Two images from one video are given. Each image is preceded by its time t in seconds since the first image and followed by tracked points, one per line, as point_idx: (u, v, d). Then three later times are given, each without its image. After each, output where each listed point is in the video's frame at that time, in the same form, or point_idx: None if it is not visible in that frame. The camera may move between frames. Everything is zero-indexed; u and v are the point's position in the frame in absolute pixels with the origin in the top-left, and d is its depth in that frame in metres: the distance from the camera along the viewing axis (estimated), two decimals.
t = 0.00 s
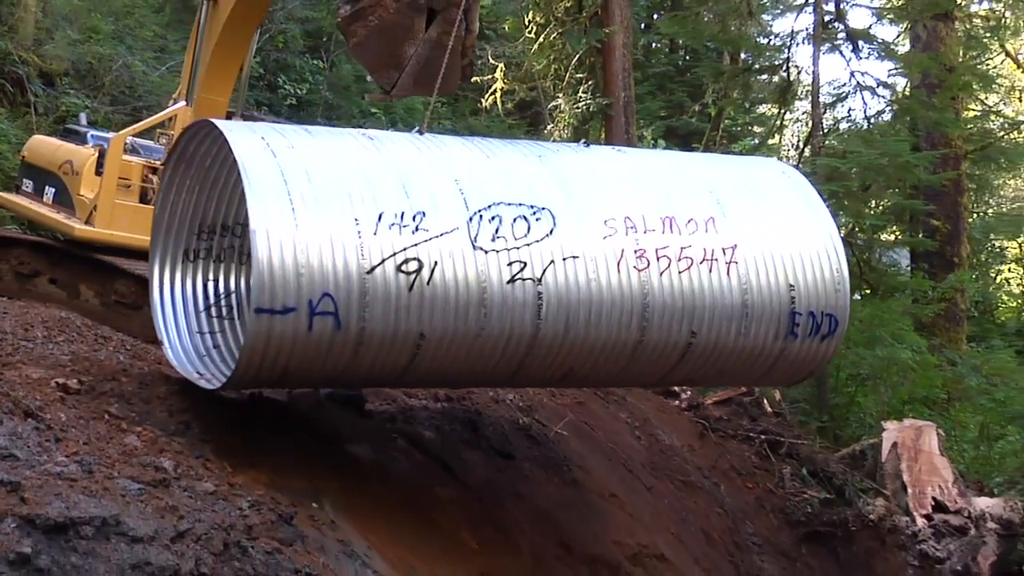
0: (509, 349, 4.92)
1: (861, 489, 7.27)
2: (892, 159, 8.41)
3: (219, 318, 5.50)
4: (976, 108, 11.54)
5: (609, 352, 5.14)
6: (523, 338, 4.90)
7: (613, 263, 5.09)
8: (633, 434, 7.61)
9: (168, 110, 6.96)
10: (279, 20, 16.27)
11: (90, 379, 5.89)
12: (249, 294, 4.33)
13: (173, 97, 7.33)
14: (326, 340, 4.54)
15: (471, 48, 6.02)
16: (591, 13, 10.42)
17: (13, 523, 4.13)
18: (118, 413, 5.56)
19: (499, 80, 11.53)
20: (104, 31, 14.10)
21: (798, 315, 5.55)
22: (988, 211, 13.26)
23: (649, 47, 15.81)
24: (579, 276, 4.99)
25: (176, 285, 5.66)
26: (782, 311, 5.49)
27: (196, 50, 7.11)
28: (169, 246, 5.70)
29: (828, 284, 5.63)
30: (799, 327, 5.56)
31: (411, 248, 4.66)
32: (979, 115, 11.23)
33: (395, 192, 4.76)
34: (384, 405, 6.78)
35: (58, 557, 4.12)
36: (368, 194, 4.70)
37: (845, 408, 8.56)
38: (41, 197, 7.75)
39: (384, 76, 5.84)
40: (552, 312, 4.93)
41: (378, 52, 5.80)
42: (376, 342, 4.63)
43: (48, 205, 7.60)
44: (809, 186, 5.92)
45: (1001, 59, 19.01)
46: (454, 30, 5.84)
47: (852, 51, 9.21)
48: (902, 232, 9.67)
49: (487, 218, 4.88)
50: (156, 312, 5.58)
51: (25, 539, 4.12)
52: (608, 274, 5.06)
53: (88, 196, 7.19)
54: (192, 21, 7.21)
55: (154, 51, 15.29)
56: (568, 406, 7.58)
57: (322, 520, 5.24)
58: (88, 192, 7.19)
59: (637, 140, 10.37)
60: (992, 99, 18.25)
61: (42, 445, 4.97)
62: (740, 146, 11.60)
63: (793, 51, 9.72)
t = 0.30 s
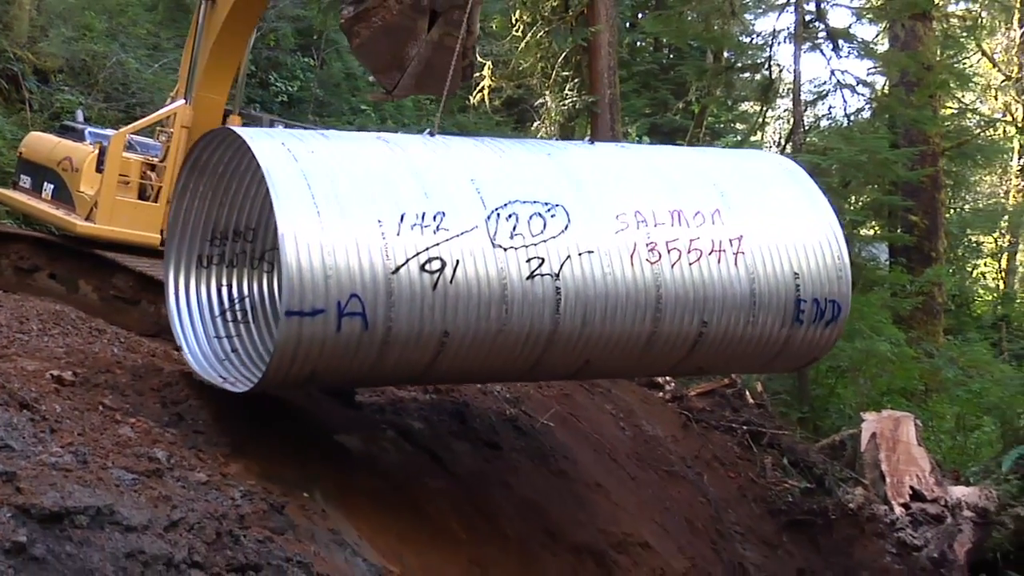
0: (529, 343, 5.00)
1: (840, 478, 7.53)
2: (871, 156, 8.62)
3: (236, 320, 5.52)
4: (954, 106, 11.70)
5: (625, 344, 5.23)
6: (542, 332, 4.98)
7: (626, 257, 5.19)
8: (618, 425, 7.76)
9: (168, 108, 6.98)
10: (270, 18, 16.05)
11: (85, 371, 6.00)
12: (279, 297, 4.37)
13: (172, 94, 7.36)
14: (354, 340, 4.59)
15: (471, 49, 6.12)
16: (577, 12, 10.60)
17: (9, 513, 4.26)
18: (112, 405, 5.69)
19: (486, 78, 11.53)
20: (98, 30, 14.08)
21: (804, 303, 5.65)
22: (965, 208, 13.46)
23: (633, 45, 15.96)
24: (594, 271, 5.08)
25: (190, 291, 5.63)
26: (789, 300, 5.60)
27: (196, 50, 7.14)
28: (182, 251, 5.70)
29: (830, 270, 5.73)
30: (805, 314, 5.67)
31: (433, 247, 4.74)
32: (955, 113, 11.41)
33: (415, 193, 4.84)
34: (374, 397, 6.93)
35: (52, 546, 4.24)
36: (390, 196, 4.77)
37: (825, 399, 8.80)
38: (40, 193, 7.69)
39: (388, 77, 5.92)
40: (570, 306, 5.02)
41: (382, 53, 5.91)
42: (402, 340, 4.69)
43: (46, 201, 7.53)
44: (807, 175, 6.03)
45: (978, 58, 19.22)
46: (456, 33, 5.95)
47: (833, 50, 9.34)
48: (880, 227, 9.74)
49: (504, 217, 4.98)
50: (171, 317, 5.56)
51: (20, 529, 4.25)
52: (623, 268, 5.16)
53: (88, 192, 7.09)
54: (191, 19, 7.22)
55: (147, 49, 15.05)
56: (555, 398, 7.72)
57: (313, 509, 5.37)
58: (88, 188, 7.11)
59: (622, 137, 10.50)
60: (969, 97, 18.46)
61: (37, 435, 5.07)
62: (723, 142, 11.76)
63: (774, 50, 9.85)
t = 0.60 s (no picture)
0: (546, 340, 5.11)
1: (821, 469, 7.65)
2: (852, 154, 8.78)
3: (249, 325, 5.65)
4: (932, 105, 11.90)
5: (637, 338, 5.36)
6: (559, 328, 5.09)
7: (637, 254, 5.31)
8: (604, 417, 7.91)
9: (169, 109, 6.97)
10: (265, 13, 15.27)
11: (80, 364, 6.11)
12: (306, 300, 4.43)
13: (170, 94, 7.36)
14: (379, 340, 4.67)
15: (473, 50, 6.40)
16: (564, 12, 10.75)
17: (6, 503, 4.37)
18: (107, 397, 5.80)
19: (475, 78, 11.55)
20: (92, 28, 13.24)
21: (805, 293, 5.83)
22: (943, 204, 13.67)
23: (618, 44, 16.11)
24: (607, 267, 5.21)
25: (204, 300, 5.72)
26: (792, 291, 5.77)
27: (195, 50, 7.13)
28: (194, 259, 5.80)
29: (829, 260, 5.91)
30: (807, 304, 5.84)
31: (453, 248, 4.84)
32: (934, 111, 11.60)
33: (431, 195, 4.95)
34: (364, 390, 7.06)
35: (49, 535, 4.36)
36: (407, 198, 4.88)
37: (807, 392, 8.96)
38: (40, 190, 7.52)
39: (393, 79, 6.26)
40: (585, 302, 5.13)
41: (387, 56, 6.22)
42: (426, 340, 4.77)
43: (46, 199, 7.39)
44: (801, 169, 6.21)
45: (955, 58, 19.44)
46: (459, 37, 6.27)
47: (815, 50, 9.54)
48: (862, 223, 10.03)
49: (518, 216, 5.10)
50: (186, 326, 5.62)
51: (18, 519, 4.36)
52: (634, 264, 5.28)
53: (90, 190, 6.95)
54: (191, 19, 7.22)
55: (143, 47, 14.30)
56: (542, 390, 7.86)
57: (304, 500, 5.51)
58: (90, 187, 6.99)
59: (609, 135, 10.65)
60: (948, 95, 18.67)
61: (34, 427, 5.16)
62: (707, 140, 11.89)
63: (757, 49, 10.19)
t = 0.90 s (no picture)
0: (557, 340, 5.25)
1: (802, 464, 7.75)
2: (833, 154, 9.12)
3: (261, 328, 5.78)
4: (911, 108, 12.05)
5: (644, 337, 5.52)
6: (570, 328, 5.23)
7: (644, 255, 5.47)
8: (591, 412, 8.06)
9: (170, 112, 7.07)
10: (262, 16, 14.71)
11: (75, 361, 6.22)
12: (330, 302, 4.53)
13: (170, 97, 7.42)
14: (398, 341, 4.78)
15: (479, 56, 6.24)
16: (551, 15, 10.83)
17: (3, 498, 4.48)
18: (103, 393, 5.92)
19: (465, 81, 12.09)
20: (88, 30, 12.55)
21: (804, 293, 6.00)
22: (923, 204, 13.86)
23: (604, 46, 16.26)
24: (617, 269, 5.36)
25: (215, 307, 5.82)
26: (791, 291, 5.95)
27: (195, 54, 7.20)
28: (206, 265, 5.90)
29: (826, 260, 6.09)
30: (805, 303, 6.01)
31: (469, 250, 4.97)
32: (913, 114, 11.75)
33: (446, 198, 5.07)
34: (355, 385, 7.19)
35: (45, 530, 4.47)
36: (423, 202, 4.99)
37: (789, 388, 9.11)
38: (39, 191, 7.61)
39: (398, 85, 6.12)
40: (595, 303, 5.28)
41: (392, 63, 6.11)
42: (443, 340, 4.90)
43: (47, 199, 7.49)
44: (797, 172, 6.40)
45: (934, 61, 19.64)
46: (465, 43, 6.13)
47: (797, 53, 9.74)
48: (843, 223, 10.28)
49: (531, 219, 5.23)
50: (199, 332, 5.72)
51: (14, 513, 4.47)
52: (641, 265, 5.44)
53: (92, 191, 7.07)
54: (189, 23, 7.27)
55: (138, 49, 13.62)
56: (530, 387, 8.00)
57: (297, 494, 5.65)
58: (92, 188, 7.10)
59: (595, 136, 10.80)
60: (927, 98, 18.86)
61: (30, 423, 5.27)
62: (693, 141, 12.00)
63: (741, 53, 10.18)
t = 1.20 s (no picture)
0: (565, 338, 5.35)
1: (786, 455, 8.01)
2: (815, 153, 9.40)
3: (267, 324, 5.85)
4: (891, 108, 12.23)
5: (647, 337, 5.64)
6: (578, 328, 5.34)
7: (649, 257, 5.60)
8: (578, 406, 8.21)
9: (171, 113, 7.16)
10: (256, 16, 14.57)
11: (71, 355, 6.35)
12: (351, 297, 4.60)
13: (169, 97, 7.50)
14: (413, 338, 4.86)
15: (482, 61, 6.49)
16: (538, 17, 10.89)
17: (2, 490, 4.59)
18: (98, 387, 6.04)
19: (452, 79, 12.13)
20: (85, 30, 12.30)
21: (800, 296, 6.16)
22: (903, 202, 14.09)
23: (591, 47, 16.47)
24: (623, 270, 5.48)
25: (224, 302, 5.85)
26: (788, 294, 6.10)
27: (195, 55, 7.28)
28: (213, 259, 5.92)
29: (821, 264, 6.25)
30: (800, 306, 6.17)
31: (483, 250, 5.08)
32: (892, 113, 11.92)
33: (459, 199, 5.18)
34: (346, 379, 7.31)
35: (42, 521, 4.59)
36: (437, 202, 5.09)
37: (772, 381, 9.28)
38: (39, 189, 7.65)
39: (402, 88, 6.34)
40: (603, 304, 5.39)
41: (398, 67, 6.32)
42: (456, 338, 4.99)
43: (47, 198, 7.55)
44: (791, 180, 6.59)
45: (913, 62, 19.87)
46: (468, 47, 6.38)
47: (780, 54, 10.26)
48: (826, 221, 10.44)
49: (541, 221, 5.36)
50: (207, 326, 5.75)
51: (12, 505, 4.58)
52: (647, 266, 5.57)
53: (95, 190, 7.14)
54: (188, 26, 7.35)
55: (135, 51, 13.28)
56: (518, 381, 8.14)
57: (289, 486, 5.79)
58: (94, 187, 7.15)
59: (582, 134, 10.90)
60: (906, 98, 19.08)
61: (27, 417, 5.39)
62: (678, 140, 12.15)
63: (726, 54, 10.60)
